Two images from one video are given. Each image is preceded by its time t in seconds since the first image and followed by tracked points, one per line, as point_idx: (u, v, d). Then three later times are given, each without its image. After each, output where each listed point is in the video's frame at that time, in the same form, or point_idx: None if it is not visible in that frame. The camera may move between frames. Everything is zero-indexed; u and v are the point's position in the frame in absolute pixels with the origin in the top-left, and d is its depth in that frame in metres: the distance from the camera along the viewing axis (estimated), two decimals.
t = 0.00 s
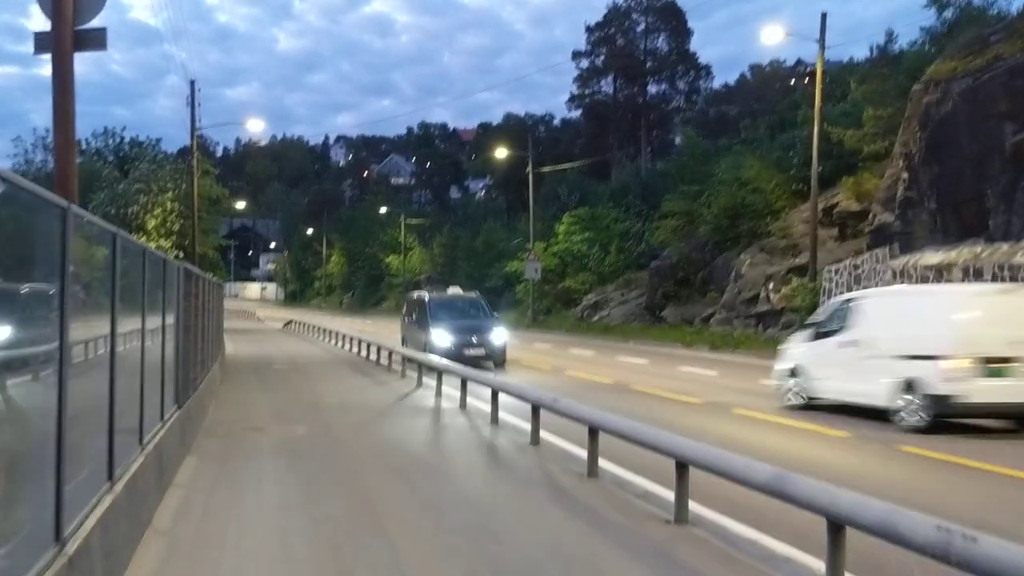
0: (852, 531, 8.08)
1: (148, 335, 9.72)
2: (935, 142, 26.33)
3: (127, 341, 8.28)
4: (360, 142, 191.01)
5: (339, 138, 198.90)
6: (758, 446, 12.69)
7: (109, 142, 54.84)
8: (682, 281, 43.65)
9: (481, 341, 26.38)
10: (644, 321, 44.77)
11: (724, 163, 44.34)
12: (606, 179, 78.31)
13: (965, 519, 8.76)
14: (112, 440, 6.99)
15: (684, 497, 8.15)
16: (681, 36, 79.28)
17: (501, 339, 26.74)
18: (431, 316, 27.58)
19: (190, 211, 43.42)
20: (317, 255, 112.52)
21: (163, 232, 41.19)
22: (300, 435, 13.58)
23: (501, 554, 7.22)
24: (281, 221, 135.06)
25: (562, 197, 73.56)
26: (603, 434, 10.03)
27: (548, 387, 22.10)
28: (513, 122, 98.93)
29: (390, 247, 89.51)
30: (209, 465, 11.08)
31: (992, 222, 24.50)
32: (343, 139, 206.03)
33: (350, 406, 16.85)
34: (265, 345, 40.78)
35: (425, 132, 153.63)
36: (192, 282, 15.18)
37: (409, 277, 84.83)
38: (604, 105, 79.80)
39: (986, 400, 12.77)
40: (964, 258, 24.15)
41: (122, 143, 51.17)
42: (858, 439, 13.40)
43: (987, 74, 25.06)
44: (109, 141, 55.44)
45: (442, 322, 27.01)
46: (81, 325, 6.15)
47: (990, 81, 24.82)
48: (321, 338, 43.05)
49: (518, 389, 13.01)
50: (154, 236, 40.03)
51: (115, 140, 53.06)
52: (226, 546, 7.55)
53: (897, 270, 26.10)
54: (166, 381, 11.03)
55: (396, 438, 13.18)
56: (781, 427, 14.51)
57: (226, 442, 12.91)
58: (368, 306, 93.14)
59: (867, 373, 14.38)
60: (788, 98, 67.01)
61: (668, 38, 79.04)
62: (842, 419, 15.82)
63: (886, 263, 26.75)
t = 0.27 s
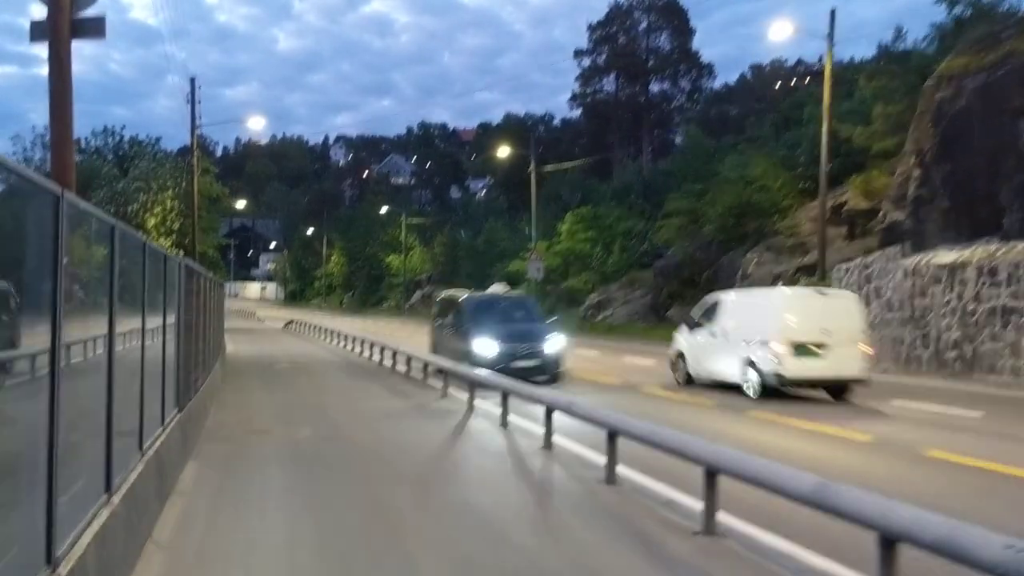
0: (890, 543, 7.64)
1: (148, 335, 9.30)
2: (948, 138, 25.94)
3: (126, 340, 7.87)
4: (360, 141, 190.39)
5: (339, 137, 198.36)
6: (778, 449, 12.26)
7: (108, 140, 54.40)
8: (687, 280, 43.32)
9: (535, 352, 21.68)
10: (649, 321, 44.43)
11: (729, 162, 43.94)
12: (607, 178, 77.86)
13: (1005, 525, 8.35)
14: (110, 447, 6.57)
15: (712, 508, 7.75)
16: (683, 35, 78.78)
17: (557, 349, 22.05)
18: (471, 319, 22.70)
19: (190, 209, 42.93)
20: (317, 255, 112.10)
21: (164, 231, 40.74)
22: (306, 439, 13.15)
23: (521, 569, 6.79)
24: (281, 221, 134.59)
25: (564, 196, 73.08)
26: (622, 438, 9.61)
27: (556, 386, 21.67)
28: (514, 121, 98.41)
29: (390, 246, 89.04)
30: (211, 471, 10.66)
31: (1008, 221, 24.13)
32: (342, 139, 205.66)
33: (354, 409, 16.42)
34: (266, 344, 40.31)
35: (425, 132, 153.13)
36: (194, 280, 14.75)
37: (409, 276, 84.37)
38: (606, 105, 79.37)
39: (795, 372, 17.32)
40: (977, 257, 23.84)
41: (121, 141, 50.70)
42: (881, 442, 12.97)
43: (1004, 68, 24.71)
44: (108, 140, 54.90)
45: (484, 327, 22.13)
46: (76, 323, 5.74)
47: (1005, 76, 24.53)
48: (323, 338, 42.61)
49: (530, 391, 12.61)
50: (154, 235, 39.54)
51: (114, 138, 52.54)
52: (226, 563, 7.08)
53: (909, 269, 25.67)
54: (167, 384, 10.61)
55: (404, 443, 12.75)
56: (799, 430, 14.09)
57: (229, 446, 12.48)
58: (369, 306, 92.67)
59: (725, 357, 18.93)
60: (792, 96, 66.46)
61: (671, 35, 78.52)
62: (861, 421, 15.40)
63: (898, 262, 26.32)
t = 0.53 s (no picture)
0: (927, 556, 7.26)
1: (145, 336, 8.93)
2: (959, 137, 25.57)
3: (123, 342, 7.50)
4: (360, 141, 190.02)
5: (340, 137, 197.97)
6: (797, 454, 11.88)
7: (108, 140, 54.07)
8: (692, 280, 43.11)
9: (613, 367, 16.93)
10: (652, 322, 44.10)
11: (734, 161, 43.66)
12: (609, 178, 77.44)
13: None
14: (101, 458, 6.18)
15: (739, 520, 7.36)
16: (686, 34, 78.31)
17: (638, 363, 17.35)
18: (527, 324, 18.02)
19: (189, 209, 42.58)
20: (317, 256, 111.74)
21: (163, 231, 40.41)
22: (309, 444, 12.79)
23: None
24: (281, 222, 134.22)
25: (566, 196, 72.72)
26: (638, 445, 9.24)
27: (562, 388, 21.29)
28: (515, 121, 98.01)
29: (390, 246, 88.68)
30: (211, 478, 10.29)
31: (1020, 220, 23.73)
32: (343, 139, 205.28)
33: (358, 412, 16.07)
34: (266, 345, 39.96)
35: (426, 132, 152.72)
36: (194, 280, 14.39)
37: (410, 277, 84.01)
38: (608, 105, 78.97)
39: (683, 358, 21.46)
40: (988, 258, 23.23)
41: (121, 141, 50.37)
42: (902, 447, 12.59)
43: (1016, 65, 24.32)
44: (107, 139, 54.56)
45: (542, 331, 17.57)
46: (62, 325, 5.36)
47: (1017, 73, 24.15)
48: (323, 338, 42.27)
49: (539, 396, 12.24)
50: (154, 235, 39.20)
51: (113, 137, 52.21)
52: None
53: (919, 269, 25.32)
54: (165, 387, 10.24)
55: (410, 449, 12.37)
56: (816, 434, 13.69)
57: (229, 451, 12.09)
58: (369, 306, 92.32)
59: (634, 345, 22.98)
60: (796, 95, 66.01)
61: (673, 35, 78.07)
62: (878, 424, 15.02)
63: (907, 262, 25.97)
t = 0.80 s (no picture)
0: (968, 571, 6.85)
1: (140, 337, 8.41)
2: (972, 133, 25.09)
3: (117, 344, 7.07)
4: (359, 140, 189.39)
5: (340, 137, 197.43)
6: (816, 459, 11.45)
7: (106, 139, 53.63)
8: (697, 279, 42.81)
9: (752, 390, 11.66)
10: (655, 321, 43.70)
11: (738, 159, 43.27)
12: (610, 177, 76.94)
13: None
14: (89, 469, 5.74)
15: (771, 535, 6.93)
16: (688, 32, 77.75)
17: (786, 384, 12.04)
18: (616, 330, 12.94)
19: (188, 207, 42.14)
20: (317, 255, 111.24)
21: (162, 229, 39.97)
22: (311, 449, 12.38)
23: None
24: (281, 221, 133.75)
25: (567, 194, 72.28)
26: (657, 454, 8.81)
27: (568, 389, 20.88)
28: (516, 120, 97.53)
29: (391, 245, 88.21)
30: (209, 486, 9.86)
31: None
32: (342, 138, 204.73)
33: (361, 414, 15.67)
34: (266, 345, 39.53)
35: (426, 131, 152.23)
36: (192, 279, 13.95)
37: (410, 276, 83.59)
38: (609, 103, 78.48)
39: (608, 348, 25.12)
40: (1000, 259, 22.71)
41: (120, 139, 49.93)
42: (925, 452, 12.16)
43: None
44: (106, 137, 54.12)
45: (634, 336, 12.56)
46: (48, 327, 4.90)
47: None
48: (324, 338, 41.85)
49: (550, 400, 11.82)
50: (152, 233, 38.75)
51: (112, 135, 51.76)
52: None
53: (930, 268, 24.89)
54: (161, 391, 9.79)
55: (415, 453, 11.93)
56: (832, 438, 13.23)
57: (228, 457, 11.65)
58: (370, 306, 91.85)
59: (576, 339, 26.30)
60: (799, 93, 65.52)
61: (675, 33, 77.55)
62: (895, 427, 14.59)
63: (917, 261, 25.55)
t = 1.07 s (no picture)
0: None
1: (138, 340, 7.99)
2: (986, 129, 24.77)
3: (113, 346, 6.67)
4: (359, 141, 189.08)
5: (340, 138, 197.17)
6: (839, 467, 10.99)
7: (105, 139, 53.26)
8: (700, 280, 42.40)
9: None
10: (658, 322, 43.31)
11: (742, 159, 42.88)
12: (611, 177, 76.51)
13: None
14: (82, 482, 5.30)
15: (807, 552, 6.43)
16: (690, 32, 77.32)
17: None
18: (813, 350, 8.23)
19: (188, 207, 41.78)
20: (317, 255, 110.86)
21: (161, 230, 39.60)
22: (315, 455, 11.95)
23: None
24: (280, 222, 133.40)
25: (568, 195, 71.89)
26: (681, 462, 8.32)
27: (574, 392, 20.46)
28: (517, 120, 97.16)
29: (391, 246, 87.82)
30: (209, 496, 9.42)
31: None
32: (341, 139, 204.42)
33: (365, 418, 15.24)
34: (267, 346, 39.13)
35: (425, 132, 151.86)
36: (192, 279, 13.54)
37: (410, 277, 83.18)
38: (610, 103, 78.09)
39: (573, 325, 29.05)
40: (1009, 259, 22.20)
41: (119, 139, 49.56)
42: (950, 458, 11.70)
43: None
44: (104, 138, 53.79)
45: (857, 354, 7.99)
46: (40, 326, 4.46)
47: None
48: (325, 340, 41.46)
49: (566, 406, 11.36)
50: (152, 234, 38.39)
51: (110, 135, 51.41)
52: None
53: (940, 269, 24.44)
54: (159, 395, 9.38)
55: (424, 459, 11.51)
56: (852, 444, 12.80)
57: (229, 464, 11.25)
58: (370, 306, 91.45)
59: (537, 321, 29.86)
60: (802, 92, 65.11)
61: (676, 33, 77.15)
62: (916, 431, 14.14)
63: (927, 261, 25.10)
